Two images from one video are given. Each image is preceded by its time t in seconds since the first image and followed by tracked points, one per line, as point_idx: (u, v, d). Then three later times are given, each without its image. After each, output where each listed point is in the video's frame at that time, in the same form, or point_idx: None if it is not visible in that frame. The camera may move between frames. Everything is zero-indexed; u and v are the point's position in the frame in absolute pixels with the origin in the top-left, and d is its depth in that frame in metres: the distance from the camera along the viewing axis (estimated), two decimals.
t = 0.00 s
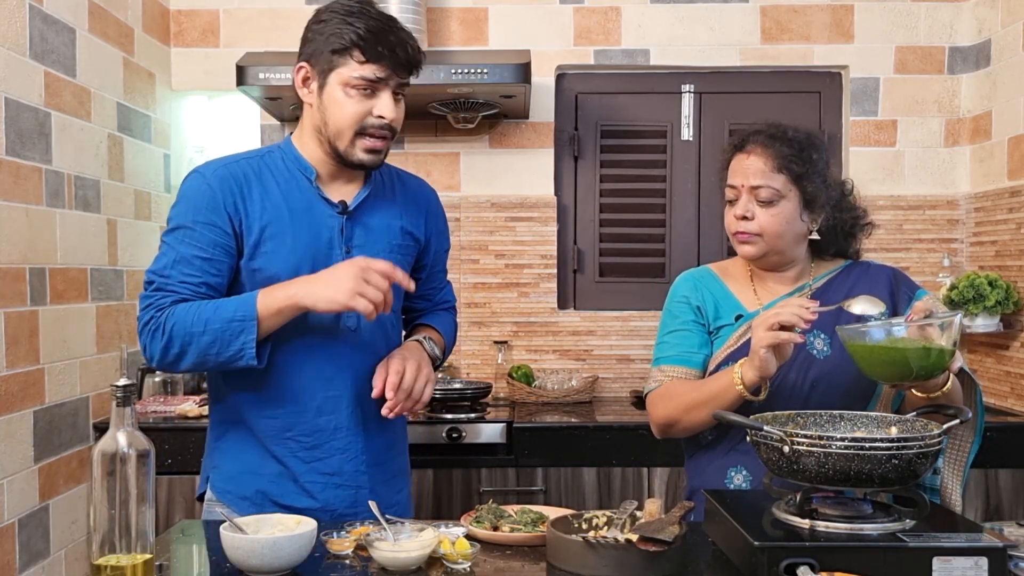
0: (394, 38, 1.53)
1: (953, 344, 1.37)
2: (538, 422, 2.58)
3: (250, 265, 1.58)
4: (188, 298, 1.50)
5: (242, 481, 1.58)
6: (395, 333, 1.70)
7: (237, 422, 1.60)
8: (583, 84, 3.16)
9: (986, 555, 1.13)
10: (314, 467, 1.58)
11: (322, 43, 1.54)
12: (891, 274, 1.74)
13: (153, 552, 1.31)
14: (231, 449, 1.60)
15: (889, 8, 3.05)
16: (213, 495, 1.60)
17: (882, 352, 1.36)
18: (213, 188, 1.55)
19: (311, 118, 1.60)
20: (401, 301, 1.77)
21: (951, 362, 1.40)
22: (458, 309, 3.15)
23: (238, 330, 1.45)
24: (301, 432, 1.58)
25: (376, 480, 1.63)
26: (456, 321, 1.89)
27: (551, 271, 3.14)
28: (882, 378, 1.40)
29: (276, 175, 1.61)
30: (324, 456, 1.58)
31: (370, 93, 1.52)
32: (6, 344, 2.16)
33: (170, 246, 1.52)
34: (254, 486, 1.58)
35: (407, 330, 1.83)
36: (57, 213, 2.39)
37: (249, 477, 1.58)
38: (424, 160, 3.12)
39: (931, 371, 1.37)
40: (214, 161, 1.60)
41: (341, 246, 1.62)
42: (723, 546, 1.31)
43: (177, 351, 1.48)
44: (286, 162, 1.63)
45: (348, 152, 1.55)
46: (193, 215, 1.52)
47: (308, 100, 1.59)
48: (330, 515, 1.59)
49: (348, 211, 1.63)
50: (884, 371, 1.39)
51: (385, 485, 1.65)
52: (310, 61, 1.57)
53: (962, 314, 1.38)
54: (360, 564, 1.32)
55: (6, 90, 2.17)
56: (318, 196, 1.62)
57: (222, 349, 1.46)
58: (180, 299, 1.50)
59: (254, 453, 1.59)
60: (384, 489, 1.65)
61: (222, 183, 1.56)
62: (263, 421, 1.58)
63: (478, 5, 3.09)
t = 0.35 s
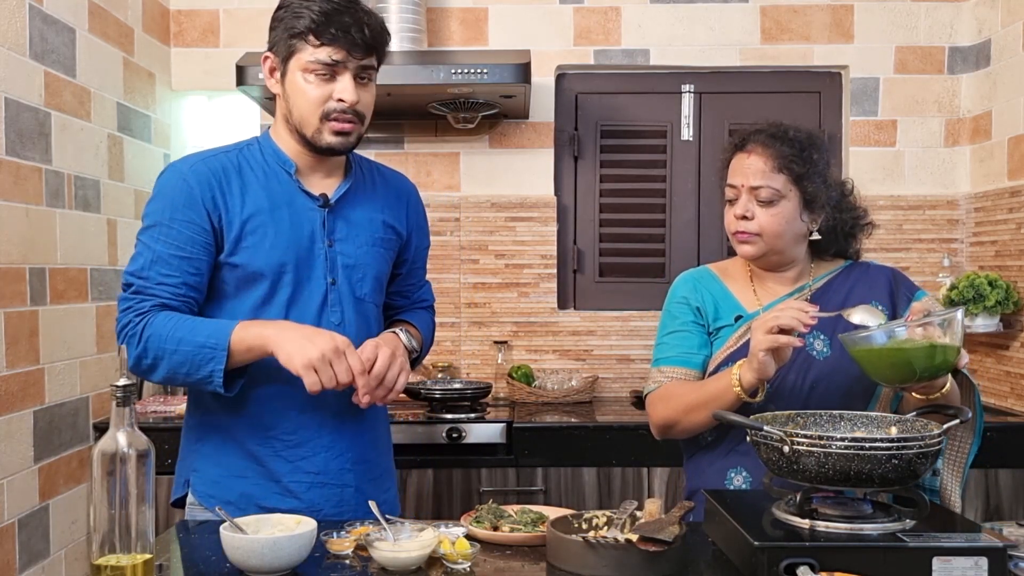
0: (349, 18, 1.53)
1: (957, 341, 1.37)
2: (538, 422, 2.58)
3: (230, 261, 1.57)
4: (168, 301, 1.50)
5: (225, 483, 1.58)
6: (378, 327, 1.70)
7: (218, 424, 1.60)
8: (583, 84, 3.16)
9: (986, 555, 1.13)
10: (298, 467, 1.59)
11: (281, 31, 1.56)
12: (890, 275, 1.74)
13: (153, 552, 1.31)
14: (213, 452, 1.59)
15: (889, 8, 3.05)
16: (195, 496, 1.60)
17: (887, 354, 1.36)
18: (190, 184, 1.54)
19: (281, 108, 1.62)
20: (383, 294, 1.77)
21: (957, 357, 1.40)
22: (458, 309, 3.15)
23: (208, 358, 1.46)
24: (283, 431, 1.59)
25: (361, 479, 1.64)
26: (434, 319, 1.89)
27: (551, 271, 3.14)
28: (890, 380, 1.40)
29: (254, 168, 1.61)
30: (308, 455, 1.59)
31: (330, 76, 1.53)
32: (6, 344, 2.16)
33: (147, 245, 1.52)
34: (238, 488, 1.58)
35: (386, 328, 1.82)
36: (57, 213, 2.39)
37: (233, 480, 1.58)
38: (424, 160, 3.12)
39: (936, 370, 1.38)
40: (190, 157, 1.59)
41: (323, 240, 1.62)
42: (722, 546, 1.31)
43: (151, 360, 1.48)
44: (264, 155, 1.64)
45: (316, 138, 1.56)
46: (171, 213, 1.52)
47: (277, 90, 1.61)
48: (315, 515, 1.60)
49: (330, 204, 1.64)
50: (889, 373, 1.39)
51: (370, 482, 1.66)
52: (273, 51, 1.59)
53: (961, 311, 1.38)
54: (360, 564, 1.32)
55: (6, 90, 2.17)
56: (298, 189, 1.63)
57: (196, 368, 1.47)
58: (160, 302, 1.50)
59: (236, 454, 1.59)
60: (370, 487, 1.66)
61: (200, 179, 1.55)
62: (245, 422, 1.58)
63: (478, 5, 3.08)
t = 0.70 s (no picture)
0: (350, 37, 1.54)
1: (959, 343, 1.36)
2: (538, 422, 2.58)
3: (237, 272, 1.60)
4: (174, 309, 1.54)
5: (233, 484, 1.62)
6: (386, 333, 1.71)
7: (228, 425, 1.64)
8: (583, 84, 3.16)
9: (986, 555, 1.13)
10: (303, 470, 1.62)
11: (284, 48, 1.58)
12: (890, 275, 1.74)
13: (153, 552, 1.31)
14: (223, 453, 1.64)
15: (889, 8, 3.05)
16: (207, 496, 1.65)
17: (888, 359, 1.36)
18: (196, 196, 1.57)
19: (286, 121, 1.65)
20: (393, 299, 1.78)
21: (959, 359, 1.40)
22: (458, 309, 3.15)
23: (207, 360, 1.49)
24: (288, 435, 1.61)
25: (365, 483, 1.66)
26: (449, 318, 1.90)
27: (551, 271, 3.14)
28: (891, 384, 1.40)
29: (260, 179, 1.63)
30: (312, 459, 1.62)
31: (331, 94, 1.55)
32: (6, 344, 2.16)
33: (155, 256, 1.56)
34: (245, 488, 1.62)
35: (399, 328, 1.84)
36: (57, 213, 2.39)
37: (241, 481, 1.62)
38: (423, 160, 3.12)
39: (937, 374, 1.38)
40: (198, 168, 1.62)
41: (328, 248, 1.64)
42: (723, 545, 1.31)
43: (157, 365, 1.52)
44: (271, 165, 1.66)
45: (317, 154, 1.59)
46: (177, 225, 1.55)
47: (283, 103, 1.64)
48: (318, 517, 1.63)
49: (335, 212, 1.65)
50: (890, 376, 1.39)
51: (375, 485, 1.68)
52: (277, 66, 1.61)
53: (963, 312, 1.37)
54: (360, 564, 1.32)
55: (6, 90, 2.17)
56: (304, 199, 1.64)
57: (196, 370, 1.50)
58: (166, 311, 1.54)
59: (245, 455, 1.63)
60: (374, 490, 1.68)
61: (205, 192, 1.58)
62: (252, 426, 1.61)
63: (478, 5, 3.08)
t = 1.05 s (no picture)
0: (348, 26, 1.57)
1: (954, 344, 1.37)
2: (538, 422, 2.58)
3: (251, 278, 1.63)
4: (189, 314, 1.59)
5: (251, 481, 1.67)
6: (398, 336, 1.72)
7: (247, 424, 1.68)
8: (583, 84, 3.16)
9: (986, 555, 1.13)
10: (319, 470, 1.66)
11: (289, 48, 1.62)
12: (891, 274, 1.73)
13: (153, 552, 1.31)
14: (242, 450, 1.69)
15: (889, 8, 3.05)
16: (227, 490, 1.70)
17: (885, 360, 1.36)
18: (212, 205, 1.61)
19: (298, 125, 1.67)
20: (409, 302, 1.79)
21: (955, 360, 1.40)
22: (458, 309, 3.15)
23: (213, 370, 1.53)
24: (304, 435, 1.65)
25: (379, 484, 1.70)
26: (469, 317, 1.90)
27: (551, 271, 3.14)
28: (888, 385, 1.40)
29: (275, 187, 1.66)
30: (328, 459, 1.66)
31: (336, 84, 1.57)
32: (6, 344, 2.16)
33: (175, 263, 1.61)
34: (262, 485, 1.66)
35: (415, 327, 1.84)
36: (57, 213, 2.39)
37: (258, 478, 1.67)
38: (423, 160, 3.12)
39: (934, 374, 1.38)
40: (217, 176, 1.66)
41: (341, 255, 1.66)
42: (723, 545, 1.31)
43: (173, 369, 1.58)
44: (286, 172, 1.68)
45: (328, 147, 1.59)
46: (193, 233, 1.60)
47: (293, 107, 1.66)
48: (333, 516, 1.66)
49: (348, 219, 1.67)
50: (887, 377, 1.39)
51: (389, 485, 1.71)
52: (285, 69, 1.65)
53: (959, 313, 1.38)
54: (360, 564, 1.32)
55: (6, 90, 2.17)
56: (318, 206, 1.66)
57: (203, 377, 1.55)
58: (182, 315, 1.59)
59: (263, 454, 1.67)
60: (389, 491, 1.71)
61: (221, 202, 1.61)
62: (269, 426, 1.66)
63: (478, 5, 3.08)
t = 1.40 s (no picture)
0: (358, 32, 1.58)
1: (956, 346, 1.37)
2: (538, 422, 2.58)
3: (255, 274, 1.64)
4: (195, 312, 1.60)
5: (254, 476, 1.67)
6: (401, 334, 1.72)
7: (249, 421, 1.69)
8: (583, 84, 3.16)
9: (986, 555, 1.14)
10: (321, 465, 1.66)
11: (296, 52, 1.62)
12: (892, 273, 1.73)
13: (153, 552, 1.31)
14: (245, 447, 1.69)
15: (889, 8, 3.05)
16: (230, 487, 1.70)
17: (886, 363, 1.36)
18: (217, 202, 1.62)
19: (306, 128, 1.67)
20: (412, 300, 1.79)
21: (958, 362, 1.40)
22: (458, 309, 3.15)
23: (214, 376, 1.53)
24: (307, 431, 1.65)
25: (381, 479, 1.70)
26: (468, 323, 1.89)
27: (551, 271, 3.14)
28: (891, 388, 1.40)
29: (280, 184, 1.67)
30: (330, 454, 1.66)
31: (346, 90, 1.58)
32: (6, 344, 2.16)
33: (180, 260, 1.62)
34: (264, 482, 1.66)
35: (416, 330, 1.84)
36: (57, 213, 2.39)
37: (261, 475, 1.67)
38: (423, 160, 3.12)
39: (938, 376, 1.37)
40: (222, 174, 1.67)
41: (344, 251, 1.66)
42: (723, 545, 1.31)
43: (177, 366, 1.58)
44: (291, 170, 1.69)
45: (338, 153, 1.60)
46: (198, 230, 1.61)
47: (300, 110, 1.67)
48: (335, 511, 1.67)
49: (352, 217, 1.67)
50: (890, 380, 1.38)
51: (390, 481, 1.71)
52: (291, 73, 1.65)
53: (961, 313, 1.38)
54: (360, 564, 1.32)
55: (6, 90, 2.17)
56: (321, 203, 1.67)
57: (207, 382, 1.55)
58: (188, 314, 1.60)
59: (265, 449, 1.67)
60: (390, 486, 1.72)
61: (226, 199, 1.62)
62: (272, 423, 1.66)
63: (478, 5, 3.08)
